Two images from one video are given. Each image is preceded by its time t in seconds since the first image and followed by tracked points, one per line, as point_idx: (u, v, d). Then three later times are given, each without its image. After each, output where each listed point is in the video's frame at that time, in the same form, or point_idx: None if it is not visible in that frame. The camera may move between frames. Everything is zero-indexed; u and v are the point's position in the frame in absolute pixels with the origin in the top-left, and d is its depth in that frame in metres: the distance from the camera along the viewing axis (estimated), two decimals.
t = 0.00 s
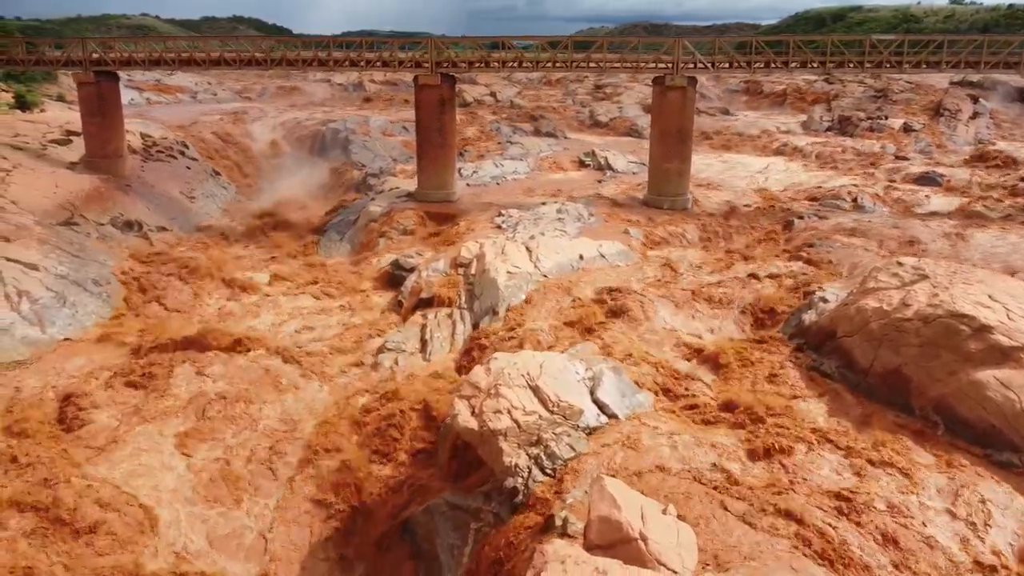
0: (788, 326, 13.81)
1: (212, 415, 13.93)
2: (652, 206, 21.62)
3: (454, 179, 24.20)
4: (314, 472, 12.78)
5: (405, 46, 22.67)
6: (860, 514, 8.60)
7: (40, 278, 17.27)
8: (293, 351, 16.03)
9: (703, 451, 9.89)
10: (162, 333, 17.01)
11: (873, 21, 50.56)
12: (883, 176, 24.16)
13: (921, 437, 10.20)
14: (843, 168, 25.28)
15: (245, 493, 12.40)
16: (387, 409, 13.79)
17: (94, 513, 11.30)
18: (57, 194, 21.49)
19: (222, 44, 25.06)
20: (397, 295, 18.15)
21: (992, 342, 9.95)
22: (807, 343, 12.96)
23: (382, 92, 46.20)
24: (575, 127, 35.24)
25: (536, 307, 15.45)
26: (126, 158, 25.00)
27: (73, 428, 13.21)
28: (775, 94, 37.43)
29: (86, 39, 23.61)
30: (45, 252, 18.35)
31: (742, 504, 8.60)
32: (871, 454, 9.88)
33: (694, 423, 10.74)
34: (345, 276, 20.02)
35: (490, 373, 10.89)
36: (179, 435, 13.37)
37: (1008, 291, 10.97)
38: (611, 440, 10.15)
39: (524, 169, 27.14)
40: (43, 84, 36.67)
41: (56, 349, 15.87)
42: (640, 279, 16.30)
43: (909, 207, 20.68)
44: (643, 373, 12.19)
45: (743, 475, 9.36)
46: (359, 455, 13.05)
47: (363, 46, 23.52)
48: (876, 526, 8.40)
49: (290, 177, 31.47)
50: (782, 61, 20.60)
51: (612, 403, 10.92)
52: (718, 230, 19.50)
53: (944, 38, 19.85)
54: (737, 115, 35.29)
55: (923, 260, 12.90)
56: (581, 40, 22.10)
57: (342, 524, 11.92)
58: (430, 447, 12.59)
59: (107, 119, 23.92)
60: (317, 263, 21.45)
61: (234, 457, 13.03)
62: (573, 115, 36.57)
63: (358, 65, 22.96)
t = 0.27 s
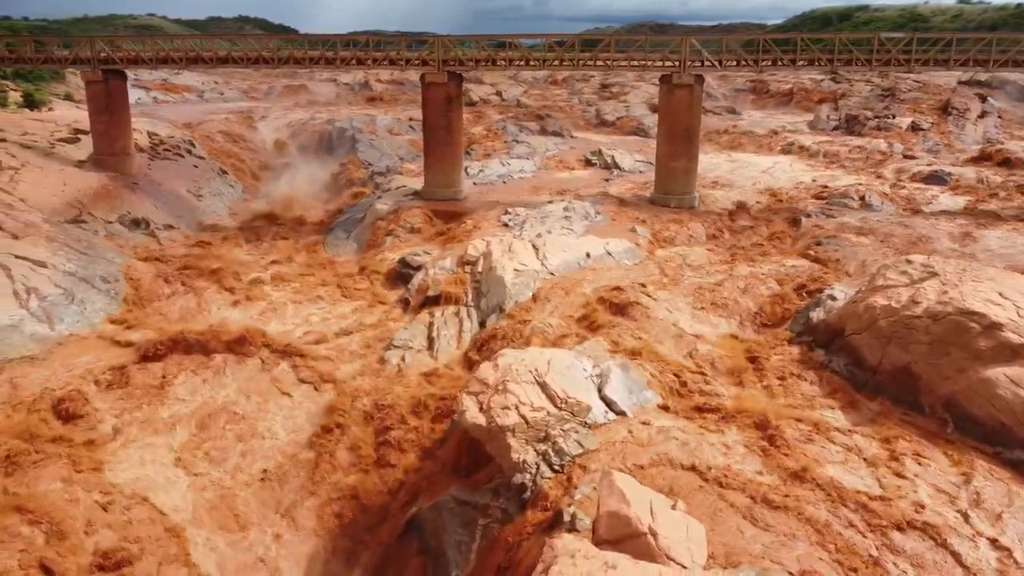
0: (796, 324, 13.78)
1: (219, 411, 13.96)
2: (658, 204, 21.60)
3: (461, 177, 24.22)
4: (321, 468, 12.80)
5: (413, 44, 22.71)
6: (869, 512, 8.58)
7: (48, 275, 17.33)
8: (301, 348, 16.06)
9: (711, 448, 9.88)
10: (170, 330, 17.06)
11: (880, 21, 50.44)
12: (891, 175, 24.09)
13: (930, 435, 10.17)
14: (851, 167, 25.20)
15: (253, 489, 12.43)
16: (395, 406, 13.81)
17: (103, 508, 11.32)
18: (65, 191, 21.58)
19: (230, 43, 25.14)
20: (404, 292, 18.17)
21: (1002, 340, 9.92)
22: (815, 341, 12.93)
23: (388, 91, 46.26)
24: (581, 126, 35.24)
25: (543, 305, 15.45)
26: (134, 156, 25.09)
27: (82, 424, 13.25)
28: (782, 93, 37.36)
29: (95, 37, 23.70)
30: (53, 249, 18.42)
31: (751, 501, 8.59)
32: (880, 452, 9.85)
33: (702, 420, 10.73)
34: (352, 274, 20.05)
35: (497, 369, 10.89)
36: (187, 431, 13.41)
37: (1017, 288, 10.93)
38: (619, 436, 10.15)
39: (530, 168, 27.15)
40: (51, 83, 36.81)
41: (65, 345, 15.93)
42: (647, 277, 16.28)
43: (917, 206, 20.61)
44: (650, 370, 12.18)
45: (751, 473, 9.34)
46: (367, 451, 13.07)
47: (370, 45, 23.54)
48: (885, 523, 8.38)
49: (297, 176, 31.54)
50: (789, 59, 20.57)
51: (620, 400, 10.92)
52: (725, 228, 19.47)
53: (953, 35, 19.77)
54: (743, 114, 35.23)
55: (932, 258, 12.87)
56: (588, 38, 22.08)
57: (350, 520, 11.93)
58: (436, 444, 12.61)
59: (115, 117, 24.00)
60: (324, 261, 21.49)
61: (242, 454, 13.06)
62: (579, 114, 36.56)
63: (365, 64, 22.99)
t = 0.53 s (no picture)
0: (803, 323, 13.78)
1: (227, 409, 14.00)
2: (664, 203, 21.61)
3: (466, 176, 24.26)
4: (328, 465, 12.83)
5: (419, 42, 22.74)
6: (878, 509, 8.58)
7: (56, 273, 17.40)
8: (307, 346, 16.10)
9: (719, 446, 9.89)
10: (176, 327, 17.11)
11: (885, 20, 50.38)
12: (898, 174, 24.06)
13: (938, 432, 10.17)
14: (857, 166, 25.18)
15: (259, 486, 12.47)
16: (401, 404, 13.84)
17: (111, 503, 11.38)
18: (72, 190, 21.66)
19: (236, 42, 25.21)
20: (410, 290, 18.20)
21: (1010, 337, 9.92)
22: (822, 339, 12.93)
23: (393, 91, 46.32)
24: (586, 125, 35.26)
25: (549, 303, 15.47)
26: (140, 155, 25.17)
27: (90, 420, 13.29)
28: (787, 92, 37.34)
29: (101, 36, 23.77)
30: (61, 247, 18.49)
31: (759, 497, 8.59)
32: (888, 450, 9.85)
33: (709, 418, 10.74)
34: (358, 272, 20.09)
35: (505, 366, 10.90)
36: (195, 427, 13.45)
37: None
38: (626, 433, 10.16)
39: (535, 167, 27.19)
40: (57, 82, 36.91)
41: (72, 342, 15.98)
42: (653, 276, 16.29)
43: (923, 205, 20.59)
44: (657, 368, 12.19)
45: (759, 470, 9.34)
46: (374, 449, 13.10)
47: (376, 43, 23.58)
48: (893, 520, 8.38)
49: (302, 174, 31.60)
50: (796, 58, 20.56)
51: (627, 398, 10.93)
52: (731, 227, 19.48)
53: (960, 34, 19.73)
54: (748, 113, 35.22)
55: (939, 256, 12.86)
56: (594, 37, 22.09)
57: (357, 517, 11.95)
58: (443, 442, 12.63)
59: (122, 115, 24.10)
60: (330, 259, 21.54)
61: (248, 450, 13.09)
62: (584, 114, 36.58)
63: (371, 62, 23.02)
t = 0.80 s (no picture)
0: (807, 321, 13.79)
1: (232, 407, 14.03)
2: (667, 202, 21.64)
3: (470, 175, 24.28)
4: (332, 463, 12.85)
5: (422, 42, 22.76)
6: (883, 506, 8.59)
7: (61, 272, 17.44)
8: (312, 344, 16.12)
9: (724, 443, 9.90)
10: (181, 325, 17.14)
11: (888, 19, 50.35)
12: (901, 172, 24.06)
13: (943, 429, 10.18)
14: (861, 165, 25.17)
15: (265, 483, 12.46)
16: (406, 401, 13.86)
17: (117, 500, 11.41)
18: (76, 189, 21.70)
19: (240, 41, 25.24)
20: (414, 289, 18.22)
21: (1016, 335, 9.92)
22: (827, 337, 12.94)
23: (396, 90, 46.37)
24: (589, 124, 35.29)
25: (553, 301, 15.49)
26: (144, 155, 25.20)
27: (96, 416, 13.32)
28: (790, 92, 37.34)
29: (106, 35, 23.79)
30: (65, 245, 18.53)
31: (764, 495, 8.61)
32: (893, 447, 9.85)
33: (714, 415, 10.75)
34: (362, 271, 20.12)
35: (510, 363, 10.91)
36: (199, 425, 13.46)
37: None
38: (632, 431, 10.17)
39: (538, 166, 27.22)
40: (61, 82, 36.98)
41: (77, 340, 16.02)
42: (657, 274, 16.31)
43: (927, 204, 20.59)
44: (662, 365, 12.20)
45: (764, 467, 9.36)
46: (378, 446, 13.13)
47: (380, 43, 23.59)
48: (899, 517, 8.39)
49: (305, 173, 31.65)
50: (800, 56, 20.56)
51: (632, 396, 10.95)
52: (734, 226, 19.49)
53: (964, 32, 19.72)
54: (751, 112, 35.24)
55: (944, 254, 12.86)
56: (598, 35, 22.09)
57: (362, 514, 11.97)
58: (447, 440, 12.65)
59: (126, 115, 24.11)
60: (334, 257, 21.57)
61: (253, 447, 13.11)
62: (586, 113, 36.60)
63: (374, 61, 23.03)
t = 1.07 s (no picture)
0: (809, 319, 13.83)
1: (234, 404, 14.03)
2: (669, 201, 21.67)
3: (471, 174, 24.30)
4: (335, 461, 12.87)
5: (423, 41, 22.79)
6: (885, 503, 8.61)
7: (63, 271, 17.47)
8: (314, 343, 16.14)
9: (727, 440, 9.94)
10: (183, 324, 17.16)
11: (889, 19, 50.38)
12: (902, 172, 24.09)
13: (946, 426, 10.20)
14: (861, 164, 25.21)
15: (268, 481, 12.46)
16: (408, 399, 13.89)
17: (120, 498, 11.43)
18: (77, 188, 21.72)
19: (241, 41, 25.26)
20: (416, 287, 18.24)
21: (1018, 332, 9.94)
22: (829, 335, 12.98)
23: (396, 90, 46.40)
24: (589, 123, 35.32)
25: (555, 300, 15.52)
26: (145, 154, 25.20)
27: (99, 414, 13.34)
28: (790, 91, 37.36)
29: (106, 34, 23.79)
30: (67, 245, 18.56)
31: (768, 492, 8.63)
32: (895, 445, 9.88)
33: (717, 413, 10.78)
34: (364, 270, 20.14)
35: (513, 360, 10.91)
36: (202, 424, 13.46)
37: None
38: (635, 428, 10.20)
39: (539, 165, 27.25)
40: (62, 81, 37.01)
41: (80, 338, 16.04)
42: (658, 273, 16.35)
43: (929, 202, 20.61)
44: (664, 363, 12.24)
45: (766, 463, 9.41)
46: (380, 443, 13.16)
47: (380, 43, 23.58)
48: (901, 515, 8.41)
49: (306, 173, 31.66)
50: (800, 56, 20.59)
51: (635, 393, 10.99)
52: (736, 225, 19.51)
53: (965, 31, 19.75)
54: (752, 112, 35.27)
55: (946, 252, 12.88)
56: (598, 35, 22.10)
57: (365, 512, 11.99)
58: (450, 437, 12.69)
59: (126, 115, 24.11)
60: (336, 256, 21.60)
61: (256, 444, 13.13)
62: (587, 112, 36.63)
63: (375, 60, 23.02)
